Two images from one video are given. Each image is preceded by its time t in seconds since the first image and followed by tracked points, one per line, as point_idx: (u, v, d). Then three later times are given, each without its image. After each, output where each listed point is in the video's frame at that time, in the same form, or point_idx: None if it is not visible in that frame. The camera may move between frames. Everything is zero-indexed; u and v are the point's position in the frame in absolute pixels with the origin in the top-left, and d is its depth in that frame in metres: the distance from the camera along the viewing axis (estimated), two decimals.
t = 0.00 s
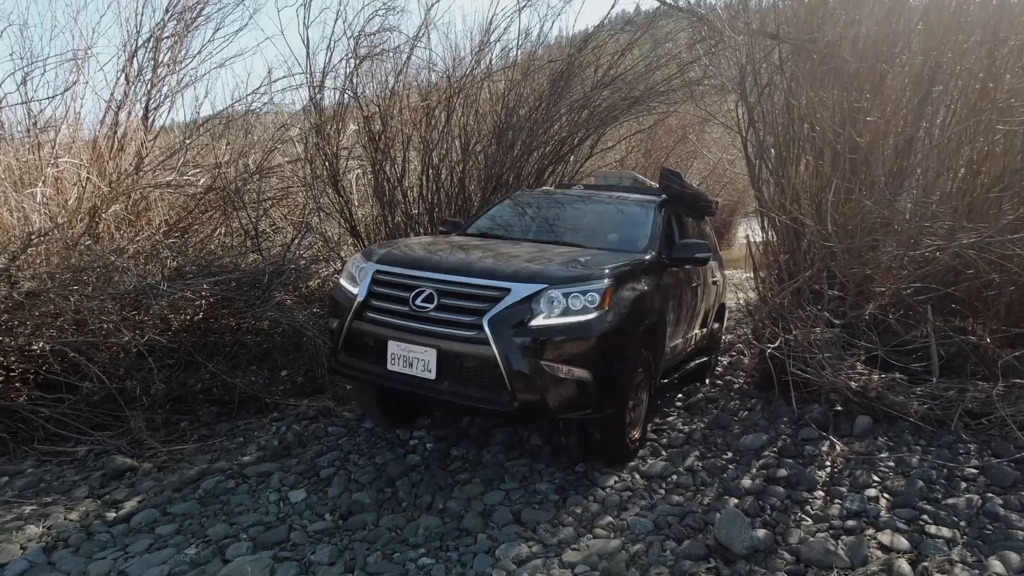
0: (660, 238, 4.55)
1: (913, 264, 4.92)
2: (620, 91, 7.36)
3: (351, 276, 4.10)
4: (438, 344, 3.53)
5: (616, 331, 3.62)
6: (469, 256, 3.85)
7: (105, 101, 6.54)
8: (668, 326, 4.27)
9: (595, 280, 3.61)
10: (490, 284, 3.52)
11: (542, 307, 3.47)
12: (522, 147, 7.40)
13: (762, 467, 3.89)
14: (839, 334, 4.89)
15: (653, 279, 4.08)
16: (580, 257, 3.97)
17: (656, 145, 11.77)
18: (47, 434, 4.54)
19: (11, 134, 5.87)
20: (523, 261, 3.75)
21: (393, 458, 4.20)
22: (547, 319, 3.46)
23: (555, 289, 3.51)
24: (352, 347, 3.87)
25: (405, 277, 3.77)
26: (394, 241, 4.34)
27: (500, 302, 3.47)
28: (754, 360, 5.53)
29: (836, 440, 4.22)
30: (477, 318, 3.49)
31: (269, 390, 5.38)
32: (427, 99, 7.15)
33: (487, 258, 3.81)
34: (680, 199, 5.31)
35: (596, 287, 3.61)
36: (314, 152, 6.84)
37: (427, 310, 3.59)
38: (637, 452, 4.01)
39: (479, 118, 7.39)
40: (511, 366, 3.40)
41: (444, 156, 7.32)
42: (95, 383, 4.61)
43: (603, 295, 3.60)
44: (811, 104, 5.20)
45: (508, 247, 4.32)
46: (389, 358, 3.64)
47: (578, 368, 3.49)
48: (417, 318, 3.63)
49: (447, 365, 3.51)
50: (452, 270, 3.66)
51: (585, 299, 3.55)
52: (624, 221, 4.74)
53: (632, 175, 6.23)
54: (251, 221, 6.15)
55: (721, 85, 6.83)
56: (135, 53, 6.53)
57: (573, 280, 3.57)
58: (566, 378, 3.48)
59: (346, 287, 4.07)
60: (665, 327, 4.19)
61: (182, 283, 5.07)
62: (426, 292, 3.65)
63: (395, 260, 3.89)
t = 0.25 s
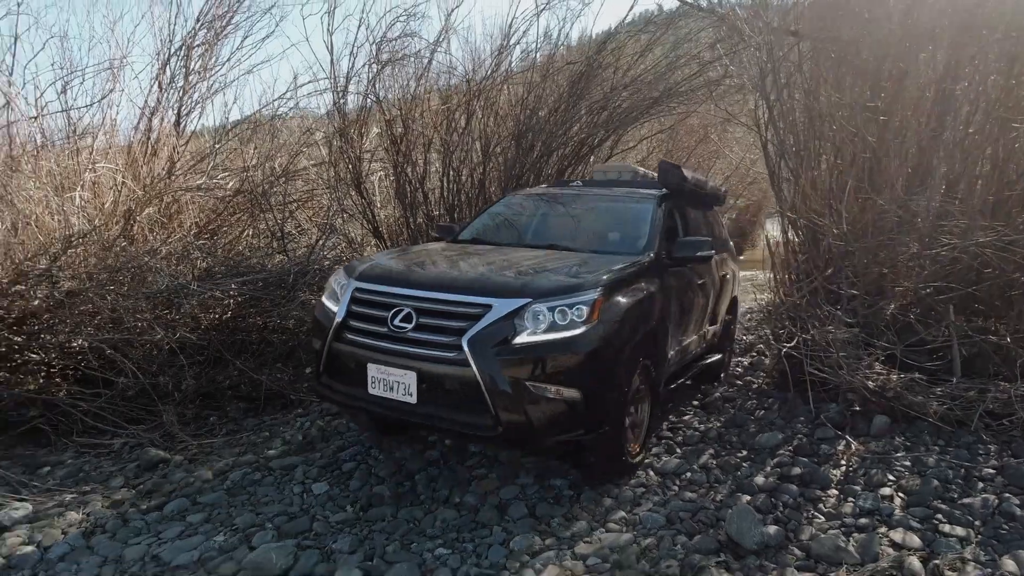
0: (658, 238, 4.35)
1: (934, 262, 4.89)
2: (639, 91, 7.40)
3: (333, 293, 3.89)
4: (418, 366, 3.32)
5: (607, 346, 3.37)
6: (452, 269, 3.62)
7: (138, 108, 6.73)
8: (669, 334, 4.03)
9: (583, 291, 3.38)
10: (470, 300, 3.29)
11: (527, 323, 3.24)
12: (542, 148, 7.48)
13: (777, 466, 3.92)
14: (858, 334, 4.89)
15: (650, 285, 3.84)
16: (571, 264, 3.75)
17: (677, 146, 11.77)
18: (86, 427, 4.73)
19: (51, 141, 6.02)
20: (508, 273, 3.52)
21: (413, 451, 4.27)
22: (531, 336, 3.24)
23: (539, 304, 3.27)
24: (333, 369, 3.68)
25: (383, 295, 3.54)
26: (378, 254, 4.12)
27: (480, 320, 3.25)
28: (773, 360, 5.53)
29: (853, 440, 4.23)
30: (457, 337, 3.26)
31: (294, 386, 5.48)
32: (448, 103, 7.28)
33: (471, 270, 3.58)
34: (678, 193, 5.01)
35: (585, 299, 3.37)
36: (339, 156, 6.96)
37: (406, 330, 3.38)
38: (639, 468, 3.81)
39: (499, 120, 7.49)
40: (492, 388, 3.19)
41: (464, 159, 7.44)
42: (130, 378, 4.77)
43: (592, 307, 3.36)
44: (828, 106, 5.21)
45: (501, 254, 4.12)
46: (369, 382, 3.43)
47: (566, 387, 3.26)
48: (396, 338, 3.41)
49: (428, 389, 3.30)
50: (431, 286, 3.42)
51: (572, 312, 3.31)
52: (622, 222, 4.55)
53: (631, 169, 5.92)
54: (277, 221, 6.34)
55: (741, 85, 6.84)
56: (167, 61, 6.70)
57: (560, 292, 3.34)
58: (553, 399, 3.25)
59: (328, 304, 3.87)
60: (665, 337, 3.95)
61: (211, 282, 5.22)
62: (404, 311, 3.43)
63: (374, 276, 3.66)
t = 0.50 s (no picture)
0: (678, 230, 4.18)
1: (988, 262, 4.77)
2: (685, 88, 7.39)
3: (343, 298, 3.88)
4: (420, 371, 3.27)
5: (616, 348, 3.26)
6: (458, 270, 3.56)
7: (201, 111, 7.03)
8: (690, 335, 3.89)
9: (591, 290, 3.28)
10: (471, 303, 3.24)
11: (531, 324, 3.16)
12: (586, 146, 7.55)
13: (816, 465, 3.92)
14: (905, 335, 4.82)
15: (667, 283, 3.72)
16: (584, 261, 3.65)
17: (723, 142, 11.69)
18: (154, 411, 5.02)
19: (125, 146, 6.33)
20: (513, 273, 3.44)
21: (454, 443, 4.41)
22: (535, 337, 3.16)
23: (543, 305, 3.19)
24: (340, 374, 3.66)
25: (386, 300, 3.51)
26: (390, 258, 4.09)
27: (481, 323, 3.19)
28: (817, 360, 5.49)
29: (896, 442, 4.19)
30: (457, 341, 3.21)
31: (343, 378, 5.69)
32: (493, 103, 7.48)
33: (478, 270, 3.52)
34: (705, 181, 4.96)
35: (593, 298, 3.27)
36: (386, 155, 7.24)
37: (408, 335, 3.34)
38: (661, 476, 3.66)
39: (544, 118, 7.59)
40: (495, 392, 3.12)
41: (509, 158, 7.58)
42: (194, 367, 5.02)
43: (600, 306, 3.26)
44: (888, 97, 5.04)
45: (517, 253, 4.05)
46: (374, 388, 3.41)
47: (572, 391, 3.17)
48: (399, 344, 3.37)
49: (430, 394, 3.25)
50: (433, 290, 3.37)
51: (579, 312, 3.22)
52: (641, 213, 4.39)
53: (654, 161, 5.56)
54: (330, 219, 6.49)
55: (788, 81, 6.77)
56: (229, 66, 6.98)
57: (564, 291, 3.24)
58: (559, 403, 3.16)
59: (338, 309, 3.86)
60: (685, 339, 3.83)
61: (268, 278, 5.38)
62: (406, 316, 3.39)
63: (379, 280, 3.63)
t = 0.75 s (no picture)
0: (701, 223, 4.00)
1: None
2: (728, 83, 7.34)
3: (354, 298, 3.82)
4: (426, 376, 3.18)
5: (628, 352, 3.09)
6: (466, 270, 3.45)
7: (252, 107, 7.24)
8: (711, 339, 3.72)
9: (602, 290, 3.14)
10: (476, 305, 3.12)
11: (538, 327, 3.03)
12: (626, 142, 7.56)
13: (852, 468, 3.89)
14: (950, 339, 4.73)
15: (687, 283, 3.56)
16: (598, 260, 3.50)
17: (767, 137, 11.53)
18: (207, 395, 5.23)
19: (182, 141, 6.59)
20: (521, 273, 3.31)
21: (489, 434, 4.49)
22: (542, 341, 3.02)
23: (550, 308, 3.05)
24: (349, 376, 3.59)
25: (393, 302, 3.42)
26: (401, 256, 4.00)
27: (486, 326, 3.07)
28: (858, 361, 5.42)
29: (937, 447, 4.13)
30: (462, 345, 3.10)
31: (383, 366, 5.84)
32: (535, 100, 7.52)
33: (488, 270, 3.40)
34: (732, 170, 4.77)
35: (603, 300, 3.12)
36: (428, 149, 7.30)
37: (413, 338, 3.24)
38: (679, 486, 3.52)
39: (584, 114, 7.62)
40: (500, 398, 3.01)
41: (549, 153, 7.63)
42: (244, 354, 5.22)
43: (611, 308, 3.11)
44: (938, 95, 4.89)
45: (533, 251, 3.92)
46: (382, 392, 3.34)
47: (581, 398, 3.02)
48: (404, 347, 3.28)
49: (435, 399, 3.16)
50: (438, 291, 3.26)
51: (588, 315, 3.07)
52: (664, 205, 4.22)
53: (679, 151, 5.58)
54: (373, 211, 6.69)
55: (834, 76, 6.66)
56: (278, 64, 7.17)
57: (572, 293, 3.10)
58: (567, 410, 3.03)
59: (348, 309, 3.80)
60: (705, 342, 3.68)
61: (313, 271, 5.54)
62: (412, 318, 3.29)
63: (386, 281, 3.54)
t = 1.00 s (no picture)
0: (725, 223, 3.97)
1: None
2: (760, 81, 7.30)
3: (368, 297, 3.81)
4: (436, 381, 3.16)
5: (643, 359, 3.03)
6: (480, 272, 3.42)
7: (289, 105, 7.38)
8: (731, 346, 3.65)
9: (617, 296, 3.08)
10: (488, 310, 3.08)
11: (552, 333, 2.99)
12: (656, 139, 7.57)
13: (883, 470, 3.87)
14: (987, 341, 4.65)
15: (707, 288, 3.49)
16: (616, 263, 3.45)
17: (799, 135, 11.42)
18: (246, 386, 5.36)
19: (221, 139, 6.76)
20: (535, 276, 3.27)
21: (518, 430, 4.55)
22: (555, 348, 2.98)
23: (563, 313, 3.01)
24: (361, 379, 3.58)
25: (404, 305, 3.40)
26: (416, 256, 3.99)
27: (498, 331, 3.04)
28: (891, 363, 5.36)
29: (971, 451, 4.09)
30: (472, 350, 3.07)
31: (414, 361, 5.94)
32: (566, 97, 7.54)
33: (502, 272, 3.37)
34: (757, 166, 4.67)
35: (618, 306, 3.06)
36: (461, 146, 7.35)
37: (425, 343, 3.22)
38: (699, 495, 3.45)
39: (615, 112, 7.64)
40: (512, 405, 2.97)
41: (580, 151, 7.67)
42: (281, 346, 5.35)
43: (627, 313, 3.05)
44: (979, 91, 4.73)
45: (550, 252, 3.89)
46: (393, 396, 3.33)
47: (594, 406, 2.97)
48: (416, 352, 3.27)
49: (446, 405, 3.13)
50: (450, 294, 3.24)
51: (603, 320, 3.02)
52: (687, 205, 4.19)
53: (704, 146, 5.57)
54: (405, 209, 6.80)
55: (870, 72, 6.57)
56: (314, 64, 7.30)
57: (587, 298, 3.05)
58: (581, 418, 2.98)
59: (361, 310, 3.79)
60: (724, 349, 3.61)
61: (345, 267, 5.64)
62: (423, 322, 3.27)
63: (398, 282, 3.52)
